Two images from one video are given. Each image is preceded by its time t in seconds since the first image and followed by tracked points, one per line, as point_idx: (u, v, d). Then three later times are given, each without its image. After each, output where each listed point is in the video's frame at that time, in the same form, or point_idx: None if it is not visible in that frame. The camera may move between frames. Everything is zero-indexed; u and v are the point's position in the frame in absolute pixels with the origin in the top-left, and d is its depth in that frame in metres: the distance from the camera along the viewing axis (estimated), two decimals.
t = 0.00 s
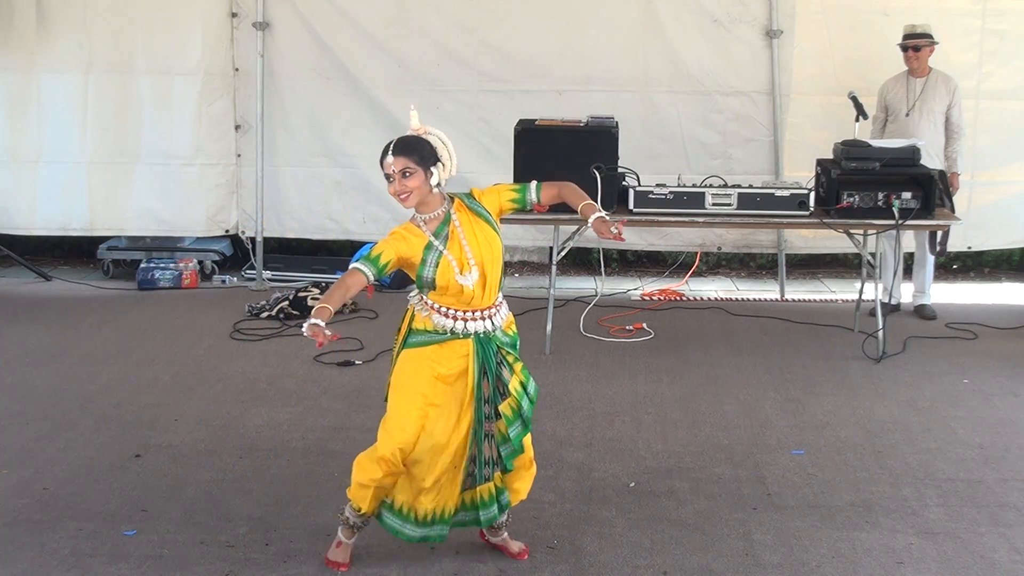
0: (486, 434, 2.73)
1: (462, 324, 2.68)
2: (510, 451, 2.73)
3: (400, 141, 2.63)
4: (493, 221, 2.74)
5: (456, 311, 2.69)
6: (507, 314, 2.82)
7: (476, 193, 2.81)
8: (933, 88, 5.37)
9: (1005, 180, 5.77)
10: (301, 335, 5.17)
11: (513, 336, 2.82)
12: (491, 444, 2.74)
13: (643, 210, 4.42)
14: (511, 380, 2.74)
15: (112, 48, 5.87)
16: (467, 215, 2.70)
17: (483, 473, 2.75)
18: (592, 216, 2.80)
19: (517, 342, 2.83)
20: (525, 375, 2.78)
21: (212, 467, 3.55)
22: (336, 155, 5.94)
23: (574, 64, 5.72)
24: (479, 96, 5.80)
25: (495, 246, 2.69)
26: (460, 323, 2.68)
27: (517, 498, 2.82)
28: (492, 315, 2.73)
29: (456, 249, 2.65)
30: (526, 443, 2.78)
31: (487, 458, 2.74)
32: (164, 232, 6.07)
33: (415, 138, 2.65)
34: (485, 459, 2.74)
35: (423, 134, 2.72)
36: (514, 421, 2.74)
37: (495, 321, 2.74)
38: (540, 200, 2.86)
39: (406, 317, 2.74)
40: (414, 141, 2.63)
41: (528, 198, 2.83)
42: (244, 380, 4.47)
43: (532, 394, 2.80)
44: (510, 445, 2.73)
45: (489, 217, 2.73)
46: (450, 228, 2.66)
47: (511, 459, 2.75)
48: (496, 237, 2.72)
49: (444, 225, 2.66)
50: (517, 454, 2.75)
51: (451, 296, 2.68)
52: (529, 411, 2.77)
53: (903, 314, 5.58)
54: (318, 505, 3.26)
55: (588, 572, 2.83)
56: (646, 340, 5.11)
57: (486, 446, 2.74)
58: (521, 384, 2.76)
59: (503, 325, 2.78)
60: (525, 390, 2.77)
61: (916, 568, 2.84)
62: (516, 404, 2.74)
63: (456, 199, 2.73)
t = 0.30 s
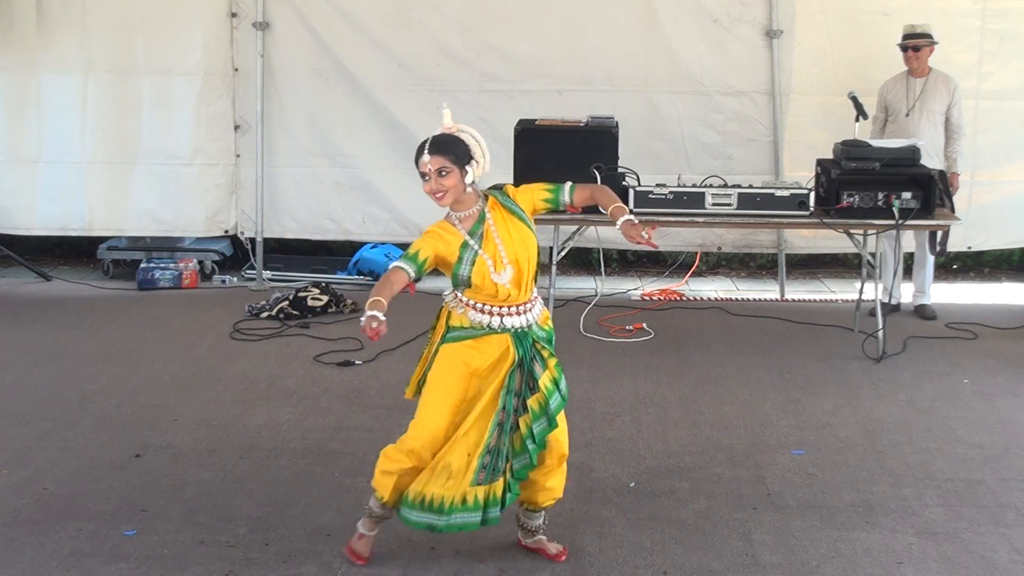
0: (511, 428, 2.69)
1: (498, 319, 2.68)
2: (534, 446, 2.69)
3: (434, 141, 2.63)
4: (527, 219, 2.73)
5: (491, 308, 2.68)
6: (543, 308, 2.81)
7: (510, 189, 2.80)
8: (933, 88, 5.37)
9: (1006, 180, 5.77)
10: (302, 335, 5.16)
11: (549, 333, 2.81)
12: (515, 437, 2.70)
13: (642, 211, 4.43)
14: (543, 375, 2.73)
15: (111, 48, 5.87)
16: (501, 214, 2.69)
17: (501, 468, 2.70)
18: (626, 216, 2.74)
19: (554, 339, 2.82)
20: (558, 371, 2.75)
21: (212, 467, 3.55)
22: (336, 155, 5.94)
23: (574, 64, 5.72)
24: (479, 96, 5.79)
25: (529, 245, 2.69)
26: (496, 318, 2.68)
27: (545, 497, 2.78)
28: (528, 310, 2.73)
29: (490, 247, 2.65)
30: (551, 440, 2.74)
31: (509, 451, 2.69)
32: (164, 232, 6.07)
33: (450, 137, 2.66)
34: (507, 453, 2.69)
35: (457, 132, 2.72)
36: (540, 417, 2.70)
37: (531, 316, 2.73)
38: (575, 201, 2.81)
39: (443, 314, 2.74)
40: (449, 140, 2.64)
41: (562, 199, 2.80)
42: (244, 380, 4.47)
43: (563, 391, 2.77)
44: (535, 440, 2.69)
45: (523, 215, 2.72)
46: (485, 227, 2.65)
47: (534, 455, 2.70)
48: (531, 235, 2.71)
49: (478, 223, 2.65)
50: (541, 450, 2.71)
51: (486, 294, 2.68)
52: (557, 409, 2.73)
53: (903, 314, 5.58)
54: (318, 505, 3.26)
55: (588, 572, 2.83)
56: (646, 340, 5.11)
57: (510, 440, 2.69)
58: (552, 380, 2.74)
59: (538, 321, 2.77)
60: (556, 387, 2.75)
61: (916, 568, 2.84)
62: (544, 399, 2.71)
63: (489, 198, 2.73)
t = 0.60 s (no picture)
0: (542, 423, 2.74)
1: (511, 312, 2.72)
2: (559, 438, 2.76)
3: (500, 121, 2.69)
4: (551, 213, 2.77)
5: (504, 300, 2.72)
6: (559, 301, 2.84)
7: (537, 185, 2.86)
8: (933, 88, 5.37)
9: (1006, 180, 5.76)
10: (302, 336, 5.16)
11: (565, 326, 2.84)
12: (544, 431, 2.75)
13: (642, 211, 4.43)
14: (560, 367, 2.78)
15: (111, 48, 5.87)
16: (527, 204, 2.73)
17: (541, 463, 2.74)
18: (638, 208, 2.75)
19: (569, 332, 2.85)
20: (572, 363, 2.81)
21: (212, 467, 3.55)
22: (336, 155, 5.94)
23: (574, 64, 5.72)
24: (479, 95, 5.79)
25: (550, 237, 2.72)
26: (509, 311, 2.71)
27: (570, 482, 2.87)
28: (542, 303, 2.75)
29: (513, 235, 2.69)
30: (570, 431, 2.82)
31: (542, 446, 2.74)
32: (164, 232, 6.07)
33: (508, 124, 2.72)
34: (541, 447, 2.74)
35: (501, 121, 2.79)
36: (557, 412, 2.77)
37: (546, 309, 2.76)
38: (596, 201, 2.84)
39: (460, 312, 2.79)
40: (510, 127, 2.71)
41: (584, 197, 2.84)
42: (244, 380, 4.47)
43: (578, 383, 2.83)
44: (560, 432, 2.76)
45: (547, 209, 2.75)
46: (512, 214, 2.70)
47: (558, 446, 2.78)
48: (552, 229, 2.75)
49: (507, 210, 2.70)
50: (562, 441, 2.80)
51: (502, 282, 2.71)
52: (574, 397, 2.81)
53: (903, 314, 5.58)
54: (318, 505, 3.26)
55: (588, 572, 2.83)
56: (646, 340, 5.11)
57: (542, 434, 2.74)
58: (568, 372, 2.80)
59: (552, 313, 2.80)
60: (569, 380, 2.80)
61: (916, 568, 2.84)
62: (561, 391, 2.77)
63: (520, 189, 2.78)
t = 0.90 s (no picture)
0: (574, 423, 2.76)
1: (527, 316, 2.75)
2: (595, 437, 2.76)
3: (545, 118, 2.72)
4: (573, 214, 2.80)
5: (519, 303, 2.75)
6: (578, 300, 2.86)
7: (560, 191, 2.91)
8: (933, 88, 5.36)
9: (1006, 180, 5.76)
10: (302, 336, 5.16)
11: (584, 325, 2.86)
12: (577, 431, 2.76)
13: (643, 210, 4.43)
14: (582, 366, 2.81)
15: (111, 48, 5.87)
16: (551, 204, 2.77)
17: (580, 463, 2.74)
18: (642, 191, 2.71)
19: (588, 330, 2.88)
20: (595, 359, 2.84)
21: (212, 467, 3.55)
22: (336, 155, 5.94)
23: (574, 64, 5.72)
24: (479, 95, 5.79)
25: (569, 239, 2.74)
26: (524, 315, 2.75)
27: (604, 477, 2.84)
28: (559, 304, 2.78)
29: (535, 231, 2.71)
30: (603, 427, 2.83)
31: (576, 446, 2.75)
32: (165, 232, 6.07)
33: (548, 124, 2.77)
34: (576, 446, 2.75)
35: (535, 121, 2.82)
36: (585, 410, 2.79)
37: (563, 309, 2.78)
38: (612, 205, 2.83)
39: (484, 317, 2.85)
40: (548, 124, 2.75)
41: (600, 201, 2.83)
42: (244, 380, 4.47)
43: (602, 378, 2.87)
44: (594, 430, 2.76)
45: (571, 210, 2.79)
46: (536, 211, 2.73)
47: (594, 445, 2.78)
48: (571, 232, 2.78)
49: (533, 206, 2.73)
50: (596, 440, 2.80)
51: (519, 280, 2.74)
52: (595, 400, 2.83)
53: (903, 314, 5.58)
54: (318, 505, 3.26)
55: (588, 572, 2.83)
56: (645, 340, 5.11)
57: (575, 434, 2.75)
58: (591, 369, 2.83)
59: (570, 311, 2.81)
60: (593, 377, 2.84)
61: (916, 568, 2.84)
62: (586, 389, 2.79)
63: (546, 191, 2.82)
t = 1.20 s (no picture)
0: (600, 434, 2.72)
1: (573, 325, 2.70)
2: (623, 450, 2.72)
3: (533, 135, 2.66)
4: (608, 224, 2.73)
5: (565, 312, 2.70)
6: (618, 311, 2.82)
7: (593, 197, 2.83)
8: (933, 88, 5.36)
9: (1006, 180, 5.76)
10: (302, 336, 5.16)
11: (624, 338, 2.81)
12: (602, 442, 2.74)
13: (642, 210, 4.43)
14: (622, 380, 2.74)
15: (110, 48, 5.86)
16: (583, 217, 2.70)
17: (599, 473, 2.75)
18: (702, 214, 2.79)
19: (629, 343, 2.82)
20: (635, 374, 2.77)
21: (212, 467, 3.55)
22: (336, 155, 5.94)
23: (575, 64, 5.72)
24: (479, 96, 5.79)
25: (608, 247, 2.68)
26: (570, 324, 2.69)
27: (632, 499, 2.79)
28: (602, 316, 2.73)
29: (571, 248, 2.65)
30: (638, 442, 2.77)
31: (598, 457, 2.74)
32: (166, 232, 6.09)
33: (547, 135, 2.68)
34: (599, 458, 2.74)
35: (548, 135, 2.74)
36: (625, 421, 2.74)
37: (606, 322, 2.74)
38: (654, 205, 2.83)
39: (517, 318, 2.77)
40: (547, 137, 2.67)
41: (641, 204, 2.83)
42: (244, 380, 4.47)
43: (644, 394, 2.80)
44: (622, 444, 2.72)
45: (604, 220, 2.72)
46: (567, 228, 2.66)
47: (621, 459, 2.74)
48: (611, 240, 2.72)
49: (560, 225, 2.66)
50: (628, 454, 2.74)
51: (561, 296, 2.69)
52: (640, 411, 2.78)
53: (903, 314, 5.58)
54: (318, 505, 3.26)
55: (589, 572, 2.83)
56: (645, 340, 5.11)
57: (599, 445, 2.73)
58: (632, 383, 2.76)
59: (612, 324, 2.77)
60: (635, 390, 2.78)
61: (916, 568, 2.84)
62: (627, 402, 2.74)
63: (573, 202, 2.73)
